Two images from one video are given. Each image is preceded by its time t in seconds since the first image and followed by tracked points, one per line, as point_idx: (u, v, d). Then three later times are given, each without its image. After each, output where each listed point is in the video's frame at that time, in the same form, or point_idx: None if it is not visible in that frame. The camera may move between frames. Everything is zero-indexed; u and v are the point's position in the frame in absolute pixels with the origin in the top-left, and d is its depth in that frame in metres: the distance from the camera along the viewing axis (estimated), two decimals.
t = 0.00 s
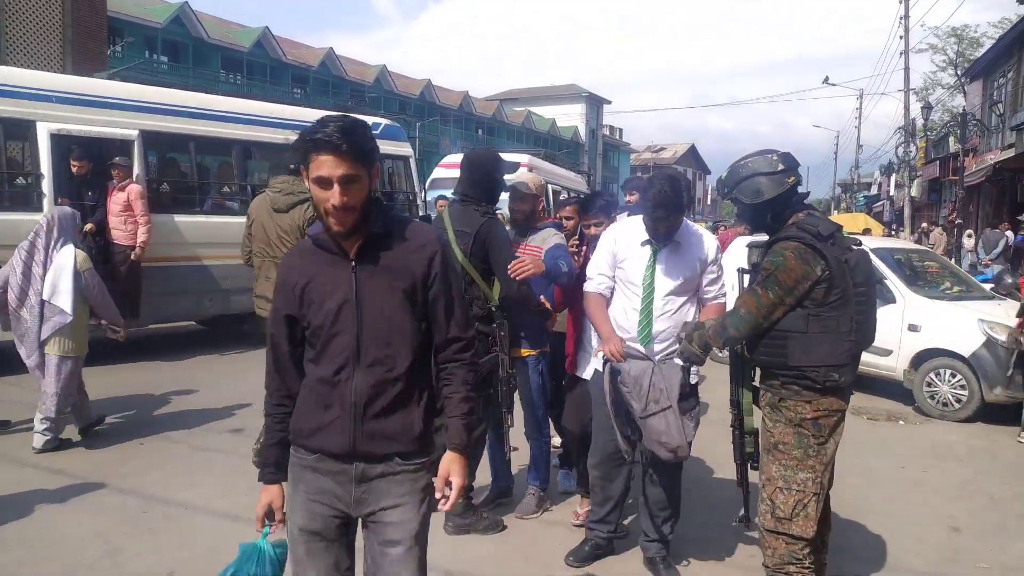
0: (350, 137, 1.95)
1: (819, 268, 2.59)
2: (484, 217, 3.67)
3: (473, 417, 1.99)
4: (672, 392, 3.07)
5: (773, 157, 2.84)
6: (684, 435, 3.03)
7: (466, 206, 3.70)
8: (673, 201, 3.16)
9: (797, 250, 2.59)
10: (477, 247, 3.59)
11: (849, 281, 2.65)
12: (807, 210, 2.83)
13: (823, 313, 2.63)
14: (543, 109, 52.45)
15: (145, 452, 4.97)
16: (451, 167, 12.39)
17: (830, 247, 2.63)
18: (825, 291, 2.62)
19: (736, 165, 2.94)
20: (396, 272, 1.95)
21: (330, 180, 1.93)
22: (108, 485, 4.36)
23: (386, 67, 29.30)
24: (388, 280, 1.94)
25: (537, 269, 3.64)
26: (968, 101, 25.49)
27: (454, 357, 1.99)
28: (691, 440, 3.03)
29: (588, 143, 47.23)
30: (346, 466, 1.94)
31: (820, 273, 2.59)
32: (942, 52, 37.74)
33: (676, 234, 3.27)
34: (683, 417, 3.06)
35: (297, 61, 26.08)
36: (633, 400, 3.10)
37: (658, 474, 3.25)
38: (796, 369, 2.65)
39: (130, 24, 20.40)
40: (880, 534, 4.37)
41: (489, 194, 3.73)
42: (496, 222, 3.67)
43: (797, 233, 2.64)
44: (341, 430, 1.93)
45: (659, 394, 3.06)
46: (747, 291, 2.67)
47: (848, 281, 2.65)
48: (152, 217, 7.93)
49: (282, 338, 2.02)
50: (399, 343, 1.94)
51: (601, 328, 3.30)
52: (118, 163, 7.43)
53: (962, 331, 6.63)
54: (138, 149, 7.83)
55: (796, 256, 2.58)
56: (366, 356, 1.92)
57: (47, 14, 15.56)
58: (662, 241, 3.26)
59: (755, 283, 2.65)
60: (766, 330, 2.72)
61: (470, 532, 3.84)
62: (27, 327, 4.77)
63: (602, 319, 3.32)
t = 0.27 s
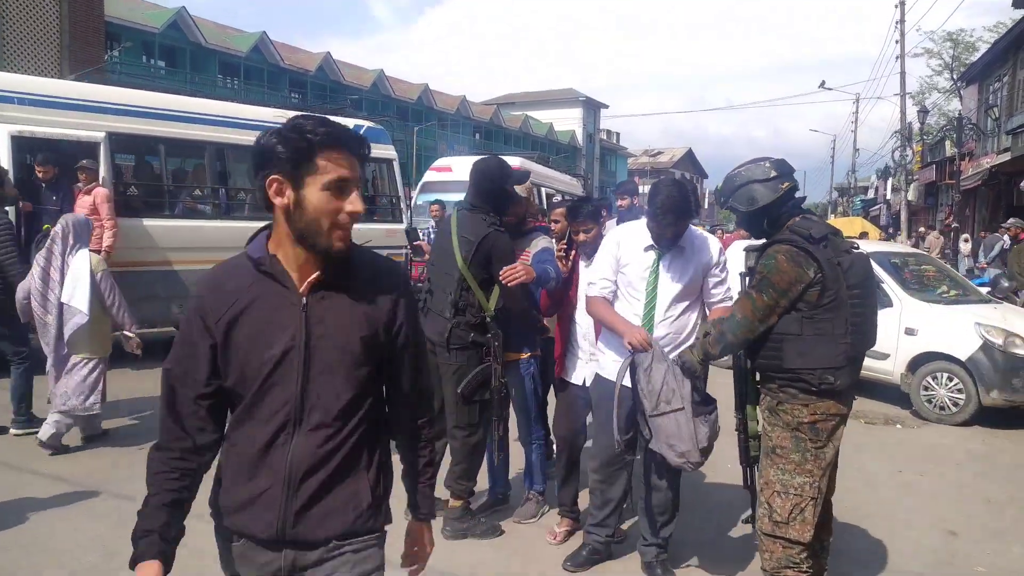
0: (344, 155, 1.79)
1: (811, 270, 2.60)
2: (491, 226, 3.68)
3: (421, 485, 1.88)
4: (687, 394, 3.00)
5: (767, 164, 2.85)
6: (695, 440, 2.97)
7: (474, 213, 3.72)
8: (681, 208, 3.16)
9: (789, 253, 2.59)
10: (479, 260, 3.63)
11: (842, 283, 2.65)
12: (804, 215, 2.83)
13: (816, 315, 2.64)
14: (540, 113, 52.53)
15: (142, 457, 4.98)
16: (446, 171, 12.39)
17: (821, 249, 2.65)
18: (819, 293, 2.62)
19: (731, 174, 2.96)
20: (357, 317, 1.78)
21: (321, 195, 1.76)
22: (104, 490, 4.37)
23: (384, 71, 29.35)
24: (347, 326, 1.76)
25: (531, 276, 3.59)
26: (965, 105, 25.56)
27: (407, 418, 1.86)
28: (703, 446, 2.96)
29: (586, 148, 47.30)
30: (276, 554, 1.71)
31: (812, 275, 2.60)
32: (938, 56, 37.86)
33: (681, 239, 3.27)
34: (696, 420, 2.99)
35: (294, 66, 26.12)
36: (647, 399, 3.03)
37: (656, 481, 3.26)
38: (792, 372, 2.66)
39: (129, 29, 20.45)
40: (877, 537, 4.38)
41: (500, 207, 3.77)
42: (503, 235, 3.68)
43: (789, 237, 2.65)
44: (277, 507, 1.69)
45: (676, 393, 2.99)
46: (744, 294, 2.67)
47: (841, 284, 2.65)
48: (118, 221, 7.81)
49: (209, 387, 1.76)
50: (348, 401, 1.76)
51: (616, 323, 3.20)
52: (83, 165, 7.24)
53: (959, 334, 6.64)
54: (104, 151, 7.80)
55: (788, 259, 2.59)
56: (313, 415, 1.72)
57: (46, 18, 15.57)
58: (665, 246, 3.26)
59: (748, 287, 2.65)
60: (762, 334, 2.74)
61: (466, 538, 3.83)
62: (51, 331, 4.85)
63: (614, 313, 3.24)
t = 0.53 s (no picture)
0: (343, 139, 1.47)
1: (815, 271, 2.61)
2: (492, 230, 3.70)
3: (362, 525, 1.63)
4: (699, 401, 2.98)
5: (752, 177, 2.88)
6: (702, 448, 2.95)
7: (473, 216, 3.73)
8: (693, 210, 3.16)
9: (790, 256, 2.61)
10: (478, 262, 3.65)
11: (844, 282, 2.67)
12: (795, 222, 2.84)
13: (821, 317, 2.65)
14: (541, 118, 52.59)
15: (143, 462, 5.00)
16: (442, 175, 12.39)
17: (820, 250, 2.67)
18: (823, 294, 2.63)
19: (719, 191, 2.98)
20: (326, 337, 1.47)
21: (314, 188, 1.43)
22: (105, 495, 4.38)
23: (384, 76, 29.41)
24: (320, 340, 1.45)
25: (532, 279, 3.63)
26: (964, 110, 25.60)
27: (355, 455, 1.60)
28: (708, 456, 2.94)
29: (586, 152, 47.35)
30: None
31: (815, 276, 2.62)
32: (938, 62, 37.93)
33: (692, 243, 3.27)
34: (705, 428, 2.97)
35: (295, 70, 26.17)
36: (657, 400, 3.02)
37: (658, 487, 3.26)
38: (802, 376, 2.67)
39: (131, 34, 20.52)
40: (877, 543, 4.37)
41: (501, 212, 3.76)
42: (502, 241, 3.69)
43: (788, 241, 2.67)
44: (256, 566, 1.29)
45: (691, 397, 2.97)
46: (757, 310, 2.64)
47: (843, 283, 2.67)
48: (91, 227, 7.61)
49: (117, 413, 1.23)
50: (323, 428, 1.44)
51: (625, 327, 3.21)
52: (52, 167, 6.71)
53: (959, 339, 6.65)
54: (70, 154, 7.74)
55: (792, 262, 2.60)
56: (296, 447, 1.37)
57: (48, 23, 15.61)
58: (676, 251, 3.25)
59: (761, 297, 2.63)
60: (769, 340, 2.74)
61: (465, 542, 3.82)
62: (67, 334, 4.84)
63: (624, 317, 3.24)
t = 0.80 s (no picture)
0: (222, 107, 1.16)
1: (817, 268, 2.62)
2: (480, 229, 3.67)
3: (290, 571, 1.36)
4: (699, 413, 2.98)
5: (744, 181, 2.87)
6: (700, 459, 2.96)
7: (462, 216, 3.71)
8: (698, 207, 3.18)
9: (794, 255, 2.63)
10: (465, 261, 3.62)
11: (847, 278, 2.67)
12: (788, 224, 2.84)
13: (826, 315, 2.65)
14: (542, 119, 52.59)
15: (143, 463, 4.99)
16: (439, 175, 12.36)
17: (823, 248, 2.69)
18: (827, 292, 2.63)
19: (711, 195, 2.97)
20: (227, 363, 1.17)
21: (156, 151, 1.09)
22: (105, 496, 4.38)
23: (386, 77, 29.40)
24: (219, 370, 1.15)
25: (539, 304, 3.73)
26: (965, 112, 25.59)
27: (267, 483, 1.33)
28: (707, 467, 2.95)
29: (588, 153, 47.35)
30: None
31: (820, 273, 2.62)
32: (940, 63, 37.93)
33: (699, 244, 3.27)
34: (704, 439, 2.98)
35: (296, 71, 26.16)
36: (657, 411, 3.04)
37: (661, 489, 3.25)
38: (810, 375, 2.66)
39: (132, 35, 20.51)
40: (879, 545, 4.37)
41: (491, 209, 3.76)
42: (490, 237, 3.64)
43: (790, 241, 2.67)
44: None
45: (689, 408, 2.97)
46: (768, 310, 2.59)
47: (846, 280, 2.67)
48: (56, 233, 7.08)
49: None
50: (234, 489, 1.18)
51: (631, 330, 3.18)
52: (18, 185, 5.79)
53: (961, 341, 6.64)
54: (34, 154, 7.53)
55: (797, 260, 2.62)
56: (199, 531, 1.10)
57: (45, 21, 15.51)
58: (684, 251, 3.25)
59: (771, 292, 2.60)
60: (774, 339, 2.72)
61: (467, 543, 3.81)
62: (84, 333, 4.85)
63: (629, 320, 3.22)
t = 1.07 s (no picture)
0: None
1: (816, 276, 2.61)
2: (450, 231, 3.65)
3: None
4: (668, 433, 2.97)
5: (748, 182, 2.88)
6: (669, 478, 2.96)
7: (434, 222, 3.70)
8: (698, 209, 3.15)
9: (791, 260, 2.61)
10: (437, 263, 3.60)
11: (845, 286, 2.68)
12: (790, 227, 2.86)
13: (824, 322, 2.65)
14: (540, 123, 52.67)
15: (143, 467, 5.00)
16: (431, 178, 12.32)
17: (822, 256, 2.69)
18: (825, 299, 2.63)
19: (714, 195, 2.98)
20: None
21: None
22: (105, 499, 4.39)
23: (384, 81, 29.44)
24: None
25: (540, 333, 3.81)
26: (962, 117, 25.67)
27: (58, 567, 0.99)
28: (672, 486, 2.95)
29: (586, 158, 47.43)
30: None
31: (817, 281, 2.61)
32: (936, 69, 38.04)
33: (697, 246, 3.27)
34: (673, 460, 2.97)
35: (295, 75, 26.20)
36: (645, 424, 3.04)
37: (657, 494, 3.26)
38: (805, 382, 2.67)
39: (131, 40, 20.57)
40: (876, 549, 4.38)
41: (462, 210, 3.74)
42: (460, 237, 3.62)
43: (788, 248, 2.68)
44: None
45: (660, 428, 2.98)
46: (754, 307, 2.62)
47: (844, 287, 2.68)
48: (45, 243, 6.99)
49: None
50: None
51: (631, 332, 3.09)
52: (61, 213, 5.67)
53: (957, 345, 6.67)
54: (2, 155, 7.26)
55: (794, 267, 2.60)
56: None
57: (44, 26, 15.56)
58: (683, 253, 3.25)
59: (759, 297, 2.62)
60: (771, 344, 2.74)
61: (464, 547, 3.83)
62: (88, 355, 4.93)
63: (631, 323, 3.13)
